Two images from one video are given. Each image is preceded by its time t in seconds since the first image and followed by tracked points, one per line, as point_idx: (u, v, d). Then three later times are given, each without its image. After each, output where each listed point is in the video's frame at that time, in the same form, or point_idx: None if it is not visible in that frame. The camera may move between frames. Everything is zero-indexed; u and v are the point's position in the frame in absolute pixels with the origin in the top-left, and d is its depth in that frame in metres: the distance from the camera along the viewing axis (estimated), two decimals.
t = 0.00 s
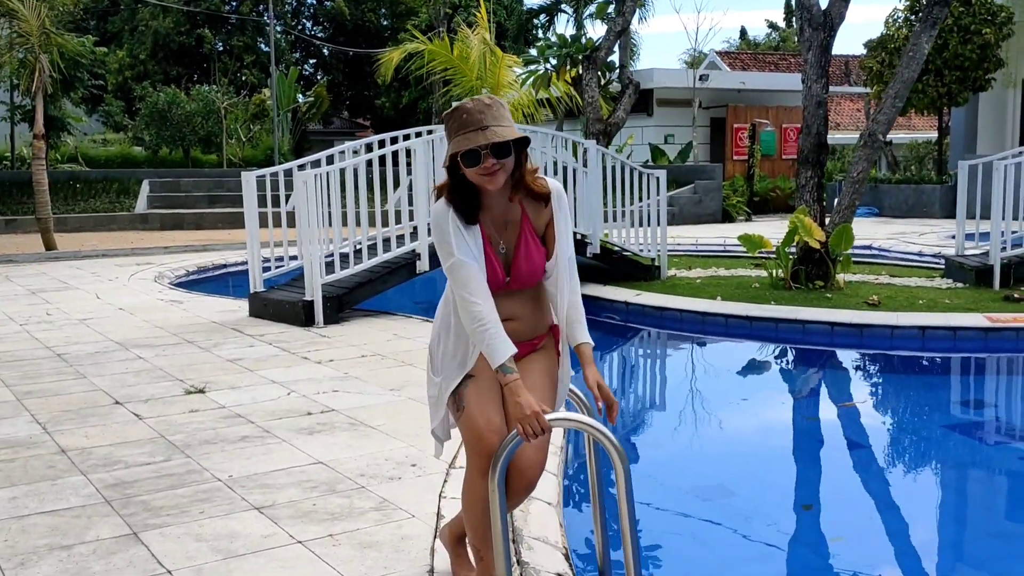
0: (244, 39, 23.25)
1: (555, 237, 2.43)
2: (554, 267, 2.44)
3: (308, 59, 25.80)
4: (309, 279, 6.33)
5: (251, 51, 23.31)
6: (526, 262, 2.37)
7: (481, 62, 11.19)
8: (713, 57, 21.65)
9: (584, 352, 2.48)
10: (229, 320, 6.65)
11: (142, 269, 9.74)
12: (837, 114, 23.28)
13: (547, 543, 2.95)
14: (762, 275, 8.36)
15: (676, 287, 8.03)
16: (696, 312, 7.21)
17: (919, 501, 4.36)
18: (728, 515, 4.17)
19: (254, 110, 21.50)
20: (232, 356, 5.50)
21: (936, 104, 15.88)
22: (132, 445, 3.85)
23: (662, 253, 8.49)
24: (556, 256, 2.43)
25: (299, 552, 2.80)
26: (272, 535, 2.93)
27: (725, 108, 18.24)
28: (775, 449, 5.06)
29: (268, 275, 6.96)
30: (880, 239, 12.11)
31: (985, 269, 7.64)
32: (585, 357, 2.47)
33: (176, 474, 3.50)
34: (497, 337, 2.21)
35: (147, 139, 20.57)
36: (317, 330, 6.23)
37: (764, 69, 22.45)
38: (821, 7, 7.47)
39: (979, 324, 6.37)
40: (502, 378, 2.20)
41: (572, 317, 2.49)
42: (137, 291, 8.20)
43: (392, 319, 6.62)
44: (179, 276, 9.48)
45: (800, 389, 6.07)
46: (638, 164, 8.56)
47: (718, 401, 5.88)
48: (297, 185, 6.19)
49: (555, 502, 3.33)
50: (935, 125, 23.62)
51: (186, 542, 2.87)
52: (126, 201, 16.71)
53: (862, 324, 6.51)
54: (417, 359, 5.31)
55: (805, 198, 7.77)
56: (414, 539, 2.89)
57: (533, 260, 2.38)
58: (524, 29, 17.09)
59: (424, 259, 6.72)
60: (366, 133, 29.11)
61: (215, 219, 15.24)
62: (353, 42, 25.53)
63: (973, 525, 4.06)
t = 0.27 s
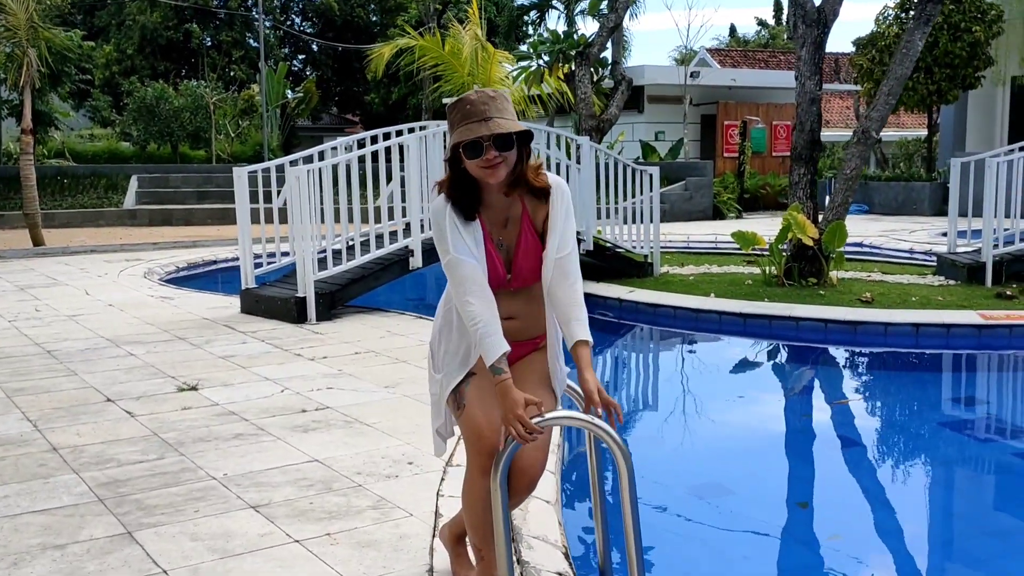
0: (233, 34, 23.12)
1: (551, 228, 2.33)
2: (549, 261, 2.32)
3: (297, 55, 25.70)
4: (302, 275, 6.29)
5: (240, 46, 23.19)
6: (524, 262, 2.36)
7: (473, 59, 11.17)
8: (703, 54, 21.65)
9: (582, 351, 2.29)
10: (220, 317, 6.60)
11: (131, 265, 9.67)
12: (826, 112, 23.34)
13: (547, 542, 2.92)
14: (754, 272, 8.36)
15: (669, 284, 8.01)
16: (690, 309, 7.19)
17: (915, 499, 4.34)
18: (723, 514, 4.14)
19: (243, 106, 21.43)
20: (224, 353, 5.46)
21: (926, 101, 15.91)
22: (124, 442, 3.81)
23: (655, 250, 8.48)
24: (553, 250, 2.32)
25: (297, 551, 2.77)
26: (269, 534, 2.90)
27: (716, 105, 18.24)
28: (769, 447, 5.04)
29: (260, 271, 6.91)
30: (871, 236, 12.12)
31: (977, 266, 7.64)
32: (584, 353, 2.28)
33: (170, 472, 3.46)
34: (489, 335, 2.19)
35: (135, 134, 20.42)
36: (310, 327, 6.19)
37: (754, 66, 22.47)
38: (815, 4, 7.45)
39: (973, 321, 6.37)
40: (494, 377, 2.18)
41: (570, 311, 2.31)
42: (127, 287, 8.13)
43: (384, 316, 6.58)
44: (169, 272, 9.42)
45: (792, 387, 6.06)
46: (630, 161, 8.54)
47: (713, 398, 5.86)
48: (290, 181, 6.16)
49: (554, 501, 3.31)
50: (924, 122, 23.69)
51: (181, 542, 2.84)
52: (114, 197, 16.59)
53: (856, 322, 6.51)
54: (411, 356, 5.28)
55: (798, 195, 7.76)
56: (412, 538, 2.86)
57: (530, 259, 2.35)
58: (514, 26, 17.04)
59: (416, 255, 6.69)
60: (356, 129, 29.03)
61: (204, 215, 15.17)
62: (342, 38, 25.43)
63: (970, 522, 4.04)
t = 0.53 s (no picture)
0: (220, 30, 23.01)
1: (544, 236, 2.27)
2: (542, 269, 2.26)
3: (284, 51, 25.60)
4: (293, 273, 6.25)
5: (226, 43, 23.07)
6: (523, 268, 2.32)
7: (463, 55, 11.13)
8: (691, 52, 21.67)
9: (568, 367, 2.25)
10: (211, 315, 6.54)
11: (118, 262, 9.59)
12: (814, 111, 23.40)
13: (548, 543, 2.89)
14: (746, 270, 8.35)
15: (661, 282, 7.99)
16: (683, 307, 7.17)
17: (913, 498, 4.32)
18: (720, 514, 4.10)
19: (229, 102, 21.30)
20: (215, 351, 5.40)
21: (913, 100, 15.95)
22: (116, 443, 3.76)
23: (646, 248, 8.46)
24: (546, 258, 2.26)
25: (295, 554, 2.73)
26: (266, 536, 2.85)
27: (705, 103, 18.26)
28: (764, 447, 5.01)
29: (250, 269, 6.86)
30: (860, 235, 12.14)
31: (968, 264, 7.65)
32: (568, 373, 2.24)
33: (163, 473, 3.41)
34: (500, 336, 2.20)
35: (120, 131, 20.27)
36: (301, 325, 6.14)
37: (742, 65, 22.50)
38: (807, 2, 7.45)
39: (965, 319, 6.37)
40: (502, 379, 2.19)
41: (561, 324, 2.26)
42: (115, 284, 8.06)
43: (376, 314, 6.54)
44: (157, 269, 9.35)
45: (784, 386, 6.04)
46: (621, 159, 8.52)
47: (706, 395, 5.84)
48: (283, 177, 6.13)
49: (551, 501, 3.28)
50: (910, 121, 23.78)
51: (177, 544, 2.79)
52: (100, 193, 16.47)
53: (849, 320, 6.50)
54: (405, 355, 5.24)
55: (790, 194, 7.76)
56: (411, 540, 2.83)
57: (530, 266, 2.31)
58: (503, 24, 17.00)
59: (408, 253, 6.67)
60: (344, 126, 28.94)
61: (190, 212, 15.06)
62: (329, 34, 25.35)
63: (968, 521, 4.02)
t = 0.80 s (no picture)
0: (206, 27, 22.94)
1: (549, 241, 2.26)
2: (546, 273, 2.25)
3: (272, 49, 25.54)
4: (286, 272, 6.21)
5: (213, 40, 22.99)
6: (528, 273, 2.34)
7: (454, 53, 11.08)
8: (680, 50, 21.68)
9: (573, 374, 2.22)
10: (202, 314, 6.50)
11: (107, 261, 9.52)
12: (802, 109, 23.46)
13: (550, 546, 2.86)
14: (738, 269, 8.35)
15: (654, 281, 7.98)
16: (676, 306, 7.16)
17: (911, 499, 4.29)
18: (719, 516, 4.05)
19: (216, 99, 21.19)
20: (208, 351, 5.36)
21: (902, 99, 16.00)
22: (110, 444, 3.71)
23: (639, 247, 8.45)
24: (551, 261, 2.25)
25: (295, 557, 2.70)
26: (265, 539, 2.82)
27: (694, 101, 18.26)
28: (759, 447, 4.97)
29: (242, 268, 6.82)
30: (850, 234, 12.16)
31: (960, 263, 7.66)
32: (572, 380, 2.21)
33: (159, 475, 3.37)
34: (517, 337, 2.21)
35: (107, 128, 20.14)
36: (294, 325, 6.10)
37: (731, 63, 22.53)
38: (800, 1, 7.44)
39: (959, 318, 6.37)
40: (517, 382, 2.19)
41: (564, 330, 2.23)
42: (105, 283, 8.00)
43: (369, 313, 6.50)
44: (146, 268, 9.28)
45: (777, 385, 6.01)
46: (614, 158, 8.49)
47: (701, 394, 5.82)
48: (275, 175, 6.08)
49: (552, 504, 3.25)
50: (898, 120, 23.87)
51: (175, 548, 2.76)
52: (87, 191, 16.37)
53: (843, 319, 6.49)
54: (400, 354, 5.21)
55: (783, 193, 7.76)
56: (413, 543, 2.80)
57: (535, 271, 2.33)
58: (492, 22, 16.97)
59: (401, 252, 6.65)
60: (332, 123, 28.87)
61: (178, 210, 14.98)
62: (317, 32, 25.27)
63: (968, 521, 3.99)
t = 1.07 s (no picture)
0: (193, 24, 22.86)
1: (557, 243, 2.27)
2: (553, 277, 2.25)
3: (259, 46, 25.47)
4: (279, 271, 6.17)
5: (200, 37, 22.89)
6: (540, 279, 2.35)
7: (444, 51, 11.05)
8: (669, 49, 21.69)
9: (582, 380, 2.21)
10: (194, 314, 6.45)
11: (96, 260, 9.45)
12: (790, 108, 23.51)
13: (554, 548, 2.85)
14: (731, 268, 8.35)
15: (647, 281, 7.97)
16: (671, 305, 7.15)
17: (907, 497, 4.28)
18: (720, 517, 4.00)
19: (204, 97, 21.09)
20: (201, 352, 5.31)
21: (891, 98, 16.03)
22: (105, 446, 3.67)
23: (632, 246, 8.43)
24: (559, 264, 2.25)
25: (297, 560, 2.67)
26: (266, 542, 2.79)
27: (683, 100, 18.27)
28: (754, 447, 4.95)
29: (234, 267, 6.77)
30: (841, 232, 12.18)
31: (952, 262, 7.67)
32: (581, 386, 2.20)
33: (156, 478, 3.33)
34: (531, 345, 2.21)
35: (93, 126, 20.00)
36: (287, 324, 6.06)
37: (720, 62, 22.56)
38: None
39: (953, 317, 6.38)
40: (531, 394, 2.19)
41: (572, 336, 2.22)
42: (94, 283, 7.93)
43: (363, 313, 6.47)
44: (135, 267, 9.22)
45: (770, 385, 6.00)
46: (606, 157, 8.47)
47: (696, 393, 5.81)
48: (268, 174, 6.04)
49: (554, 506, 3.23)
50: (886, 119, 23.94)
51: (175, 551, 2.72)
52: (74, 189, 16.26)
53: (838, 318, 6.49)
54: (395, 354, 5.18)
55: (776, 192, 7.76)
56: (416, 546, 2.77)
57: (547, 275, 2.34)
58: (481, 20, 16.93)
59: (394, 251, 6.62)
60: (320, 122, 28.78)
61: (166, 208, 14.90)
62: (305, 29, 25.19)
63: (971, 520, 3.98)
